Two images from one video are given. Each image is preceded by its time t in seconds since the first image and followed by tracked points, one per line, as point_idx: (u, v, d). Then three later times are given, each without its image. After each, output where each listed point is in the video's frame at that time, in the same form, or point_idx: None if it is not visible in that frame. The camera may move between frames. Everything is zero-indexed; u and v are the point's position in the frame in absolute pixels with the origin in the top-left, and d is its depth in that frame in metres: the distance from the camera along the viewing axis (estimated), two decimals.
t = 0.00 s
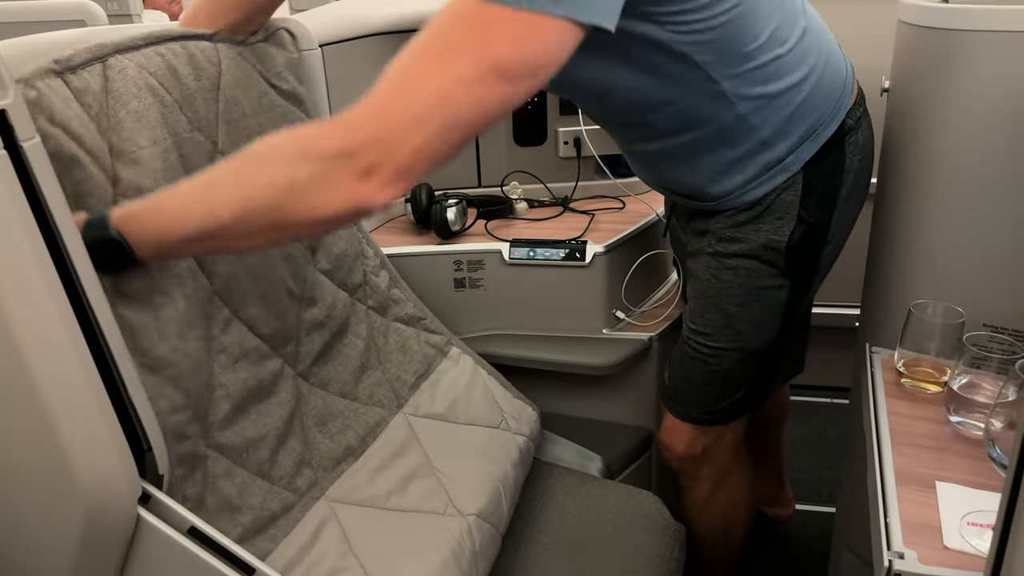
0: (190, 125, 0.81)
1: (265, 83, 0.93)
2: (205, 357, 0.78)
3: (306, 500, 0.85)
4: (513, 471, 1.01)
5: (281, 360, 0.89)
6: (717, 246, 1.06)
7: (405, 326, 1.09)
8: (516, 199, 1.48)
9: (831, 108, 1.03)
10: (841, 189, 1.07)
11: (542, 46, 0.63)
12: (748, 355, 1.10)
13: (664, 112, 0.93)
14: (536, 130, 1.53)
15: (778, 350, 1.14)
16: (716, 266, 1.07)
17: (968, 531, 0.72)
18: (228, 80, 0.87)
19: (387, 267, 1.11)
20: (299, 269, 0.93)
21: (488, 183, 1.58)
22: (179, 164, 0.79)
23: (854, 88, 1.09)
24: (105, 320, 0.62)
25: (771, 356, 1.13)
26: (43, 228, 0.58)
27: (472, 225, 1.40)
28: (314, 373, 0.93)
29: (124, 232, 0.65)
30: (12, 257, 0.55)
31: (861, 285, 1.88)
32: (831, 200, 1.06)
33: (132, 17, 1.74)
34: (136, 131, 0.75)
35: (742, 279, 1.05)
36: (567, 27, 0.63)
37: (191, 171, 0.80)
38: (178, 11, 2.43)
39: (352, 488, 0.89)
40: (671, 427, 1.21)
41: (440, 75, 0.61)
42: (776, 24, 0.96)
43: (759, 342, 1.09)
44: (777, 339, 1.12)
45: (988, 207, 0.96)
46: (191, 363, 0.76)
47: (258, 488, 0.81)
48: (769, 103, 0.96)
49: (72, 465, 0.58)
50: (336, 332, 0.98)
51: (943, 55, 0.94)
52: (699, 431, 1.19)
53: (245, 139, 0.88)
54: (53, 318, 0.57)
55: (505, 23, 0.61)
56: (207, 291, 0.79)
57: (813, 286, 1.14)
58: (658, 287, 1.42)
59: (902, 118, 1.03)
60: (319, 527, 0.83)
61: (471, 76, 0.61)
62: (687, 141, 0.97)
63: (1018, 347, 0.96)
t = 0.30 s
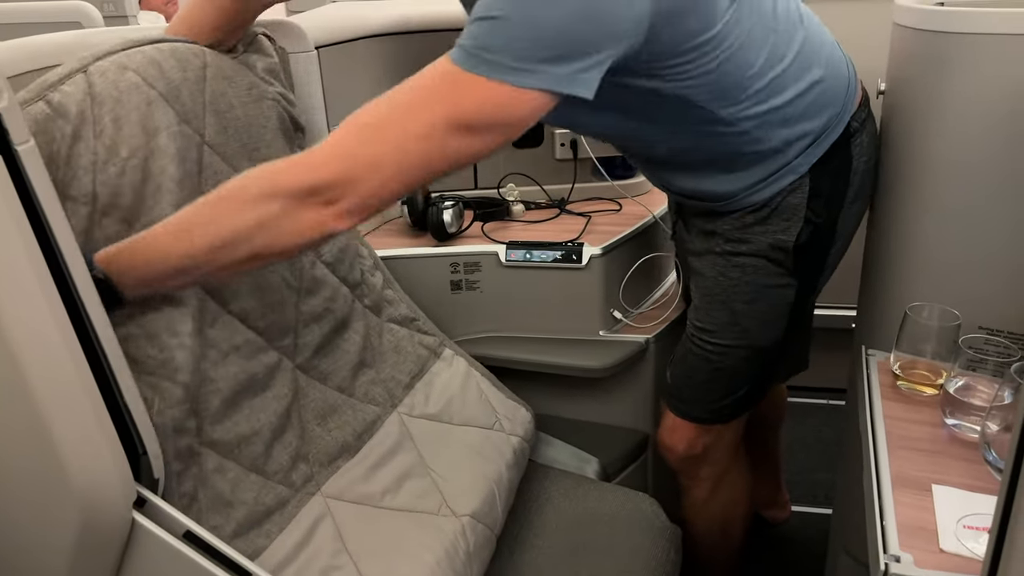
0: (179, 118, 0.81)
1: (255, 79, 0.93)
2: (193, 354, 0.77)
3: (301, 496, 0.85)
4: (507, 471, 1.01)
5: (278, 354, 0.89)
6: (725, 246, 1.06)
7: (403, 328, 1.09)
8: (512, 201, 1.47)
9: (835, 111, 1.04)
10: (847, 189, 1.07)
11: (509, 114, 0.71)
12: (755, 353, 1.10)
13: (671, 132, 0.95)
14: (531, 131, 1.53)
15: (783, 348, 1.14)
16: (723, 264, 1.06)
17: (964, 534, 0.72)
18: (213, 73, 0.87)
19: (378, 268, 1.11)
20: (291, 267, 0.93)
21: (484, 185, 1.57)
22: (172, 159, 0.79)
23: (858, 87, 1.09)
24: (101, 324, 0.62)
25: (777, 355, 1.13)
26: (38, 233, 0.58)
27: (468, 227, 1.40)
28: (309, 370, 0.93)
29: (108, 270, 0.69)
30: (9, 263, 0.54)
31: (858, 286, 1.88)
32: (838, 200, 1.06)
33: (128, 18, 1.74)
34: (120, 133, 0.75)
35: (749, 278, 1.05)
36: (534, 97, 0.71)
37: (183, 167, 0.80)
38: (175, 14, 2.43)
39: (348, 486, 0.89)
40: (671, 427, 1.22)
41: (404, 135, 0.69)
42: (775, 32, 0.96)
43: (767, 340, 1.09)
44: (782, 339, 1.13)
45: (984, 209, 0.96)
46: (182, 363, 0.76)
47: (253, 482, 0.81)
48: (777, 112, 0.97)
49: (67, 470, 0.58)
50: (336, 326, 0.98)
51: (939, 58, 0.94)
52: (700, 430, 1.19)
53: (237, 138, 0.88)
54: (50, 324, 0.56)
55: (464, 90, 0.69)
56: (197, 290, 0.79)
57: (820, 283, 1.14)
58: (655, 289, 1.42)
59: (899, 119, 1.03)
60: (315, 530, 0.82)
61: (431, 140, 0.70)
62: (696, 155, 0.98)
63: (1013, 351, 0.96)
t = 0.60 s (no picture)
0: (182, 118, 0.81)
1: (258, 78, 0.93)
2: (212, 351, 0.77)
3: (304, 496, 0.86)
4: (509, 473, 1.01)
5: (279, 354, 0.89)
6: (719, 243, 1.06)
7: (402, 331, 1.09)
8: (510, 201, 1.47)
9: (838, 108, 1.04)
10: (844, 184, 1.07)
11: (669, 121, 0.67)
12: (750, 350, 1.10)
13: (691, 123, 0.94)
14: (530, 130, 1.53)
15: (776, 346, 1.14)
16: (718, 262, 1.06)
17: (961, 534, 0.72)
18: (218, 72, 0.87)
19: (387, 269, 1.11)
20: (293, 265, 0.93)
21: (482, 185, 1.57)
22: (178, 155, 0.79)
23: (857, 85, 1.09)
24: (96, 323, 0.61)
25: (770, 351, 1.13)
26: (33, 231, 0.58)
27: (465, 228, 1.40)
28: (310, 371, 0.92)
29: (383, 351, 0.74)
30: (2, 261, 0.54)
31: (855, 286, 1.88)
32: (834, 196, 1.07)
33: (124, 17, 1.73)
34: (127, 129, 0.74)
35: (745, 275, 1.05)
36: (675, 94, 0.67)
37: (187, 167, 0.80)
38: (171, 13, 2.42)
39: (350, 488, 0.89)
40: (669, 425, 1.22)
41: (588, 175, 0.66)
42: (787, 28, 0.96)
43: (761, 337, 1.10)
44: (779, 333, 1.13)
45: (982, 209, 0.96)
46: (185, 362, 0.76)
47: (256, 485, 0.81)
48: (784, 108, 0.97)
49: (63, 470, 0.58)
50: (340, 326, 0.99)
51: (939, 56, 0.93)
52: (698, 428, 1.20)
53: (239, 137, 0.88)
54: (44, 323, 0.56)
55: (625, 115, 0.65)
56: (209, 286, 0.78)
57: (813, 280, 1.14)
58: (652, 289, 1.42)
59: (896, 117, 1.03)
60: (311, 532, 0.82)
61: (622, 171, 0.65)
62: (709, 150, 0.98)
63: (1010, 350, 0.97)
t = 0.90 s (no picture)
0: (176, 123, 0.82)
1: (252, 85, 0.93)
2: (190, 358, 0.77)
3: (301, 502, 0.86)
4: (506, 475, 1.01)
5: (275, 358, 0.89)
6: (724, 241, 1.08)
7: (398, 333, 1.09)
8: (508, 201, 1.48)
9: (838, 112, 1.05)
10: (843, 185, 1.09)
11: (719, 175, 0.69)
12: (756, 347, 1.10)
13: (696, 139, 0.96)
14: (528, 130, 1.53)
15: (781, 342, 1.15)
16: (724, 260, 1.09)
17: (959, 533, 0.72)
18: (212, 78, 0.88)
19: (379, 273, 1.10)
20: (285, 269, 0.93)
21: (480, 185, 1.57)
22: (164, 160, 0.79)
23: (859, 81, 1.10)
24: (93, 323, 0.61)
25: (775, 348, 1.14)
26: (30, 230, 0.58)
27: (465, 227, 1.40)
28: (305, 375, 0.93)
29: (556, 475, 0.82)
30: None
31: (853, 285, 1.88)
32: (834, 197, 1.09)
33: (121, 17, 1.73)
34: (115, 130, 0.75)
35: (749, 272, 1.07)
36: (710, 151, 0.68)
37: (176, 170, 0.80)
38: (168, 13, 2.43)
39: (346, 491, 0.89)
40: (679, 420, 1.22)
41: (656, 247, 0.70)
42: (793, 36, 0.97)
43: (767, 334, 1.10)
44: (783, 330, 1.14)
45: (980, 208, 0.96)
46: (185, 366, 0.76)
47: (251, 491, 0.81)
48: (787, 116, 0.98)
49: (60, 469, 0.58)
50: (332, 331, 0.98)
51: (937, 57, 0.94)
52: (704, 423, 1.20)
53: (235, 141, 0.88)
54: (40, 322, 0.56)
55: (666, 192, 0.68)
56: (193, 292, 0.79)
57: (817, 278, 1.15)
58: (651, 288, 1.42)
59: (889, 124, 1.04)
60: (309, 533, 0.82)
61: (683, 228, 0.69)
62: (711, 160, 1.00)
63: (1007, 350, 0.96)
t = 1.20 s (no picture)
0: (178, 122, 0.82)
1: (246, 83, 0.93)
2: (187, 358, 0.77)
3: (289, 504, 0.85)
4: (499, 474, 1.01)
5: (272, 357, 0.89)
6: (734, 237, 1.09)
7: (395, 333, 1.09)
8: (508, 200, 1.48)
9: (847, 120, 1.07)
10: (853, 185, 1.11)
11: (678, 233, 0.75)
12: (764, 342, 1.11)
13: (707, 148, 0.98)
14: (528, 130, 1.53)
15: (788, 339, 1.16)
16: (735, 256, 1.09)
17: (959, 531, 0.72)
18: (212, 78, 0.88)
19: (380, 272, 1.10)
20: (286, 268, 0.92)
21: (479, 184, 1.57)
22: (164, 160, 0.79)
23: (868, 81, 1.11)
24: (92, 322, 0.61)
25: (781, 345, 1.15)
26: (31, 231, 0.58)
27: (465, 227, 1.41)
28: (301, 374, 0.92)
29: (533, 501, 0.90)
30: None
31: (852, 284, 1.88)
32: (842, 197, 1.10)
33: (121, 17, 1.73)
34: (115, 129, 0.74)
35: (759, 267, 1.08)
36: (686, 207, 0.73)
37: (176, 170, 0.80)
38: (166, 12, 2.43)
39: (345, 491, 0.90)
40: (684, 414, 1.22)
41: (620, 295, 0.78)
42: (804, 47, 0.98)
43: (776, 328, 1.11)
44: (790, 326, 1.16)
45: (980, 206, 0.96)
46: (182, 367, 0.76)
47: (243, 491, 0.81)
48: (796, 125, 1.00)
49: (59, 467, 0.58)
50: (331, 330, 0.98)
51: (937, 56, 0.94)
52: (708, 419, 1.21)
53: (235, 140, 0.88)
54: (41, 322, 0.56)
55: (637, 248, 0.75)
56: (194, 291, 0.79)
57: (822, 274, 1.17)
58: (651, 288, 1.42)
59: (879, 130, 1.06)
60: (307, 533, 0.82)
61: (629, 281, 0.77)
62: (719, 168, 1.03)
63: (1006, 349, 0.96)
